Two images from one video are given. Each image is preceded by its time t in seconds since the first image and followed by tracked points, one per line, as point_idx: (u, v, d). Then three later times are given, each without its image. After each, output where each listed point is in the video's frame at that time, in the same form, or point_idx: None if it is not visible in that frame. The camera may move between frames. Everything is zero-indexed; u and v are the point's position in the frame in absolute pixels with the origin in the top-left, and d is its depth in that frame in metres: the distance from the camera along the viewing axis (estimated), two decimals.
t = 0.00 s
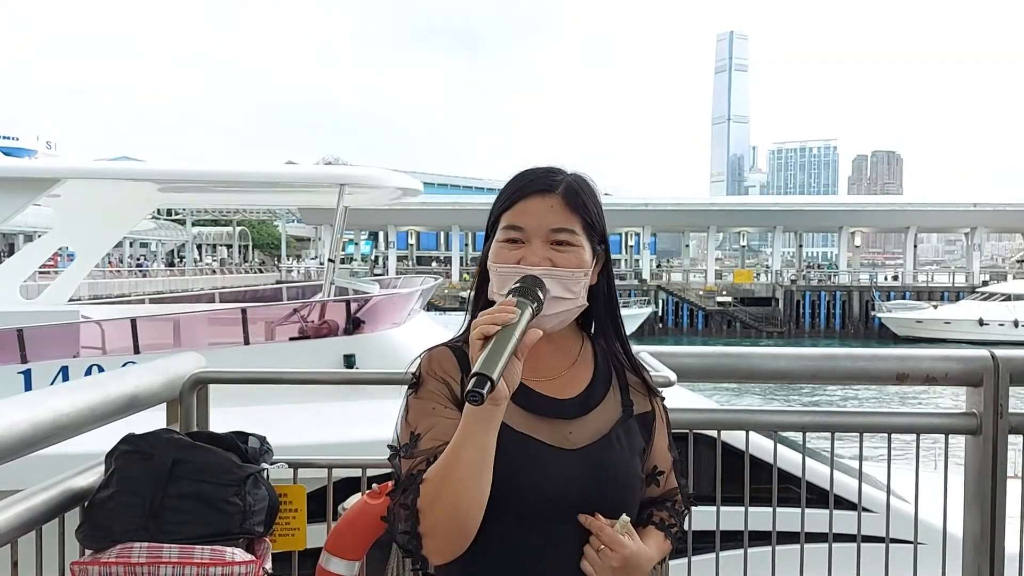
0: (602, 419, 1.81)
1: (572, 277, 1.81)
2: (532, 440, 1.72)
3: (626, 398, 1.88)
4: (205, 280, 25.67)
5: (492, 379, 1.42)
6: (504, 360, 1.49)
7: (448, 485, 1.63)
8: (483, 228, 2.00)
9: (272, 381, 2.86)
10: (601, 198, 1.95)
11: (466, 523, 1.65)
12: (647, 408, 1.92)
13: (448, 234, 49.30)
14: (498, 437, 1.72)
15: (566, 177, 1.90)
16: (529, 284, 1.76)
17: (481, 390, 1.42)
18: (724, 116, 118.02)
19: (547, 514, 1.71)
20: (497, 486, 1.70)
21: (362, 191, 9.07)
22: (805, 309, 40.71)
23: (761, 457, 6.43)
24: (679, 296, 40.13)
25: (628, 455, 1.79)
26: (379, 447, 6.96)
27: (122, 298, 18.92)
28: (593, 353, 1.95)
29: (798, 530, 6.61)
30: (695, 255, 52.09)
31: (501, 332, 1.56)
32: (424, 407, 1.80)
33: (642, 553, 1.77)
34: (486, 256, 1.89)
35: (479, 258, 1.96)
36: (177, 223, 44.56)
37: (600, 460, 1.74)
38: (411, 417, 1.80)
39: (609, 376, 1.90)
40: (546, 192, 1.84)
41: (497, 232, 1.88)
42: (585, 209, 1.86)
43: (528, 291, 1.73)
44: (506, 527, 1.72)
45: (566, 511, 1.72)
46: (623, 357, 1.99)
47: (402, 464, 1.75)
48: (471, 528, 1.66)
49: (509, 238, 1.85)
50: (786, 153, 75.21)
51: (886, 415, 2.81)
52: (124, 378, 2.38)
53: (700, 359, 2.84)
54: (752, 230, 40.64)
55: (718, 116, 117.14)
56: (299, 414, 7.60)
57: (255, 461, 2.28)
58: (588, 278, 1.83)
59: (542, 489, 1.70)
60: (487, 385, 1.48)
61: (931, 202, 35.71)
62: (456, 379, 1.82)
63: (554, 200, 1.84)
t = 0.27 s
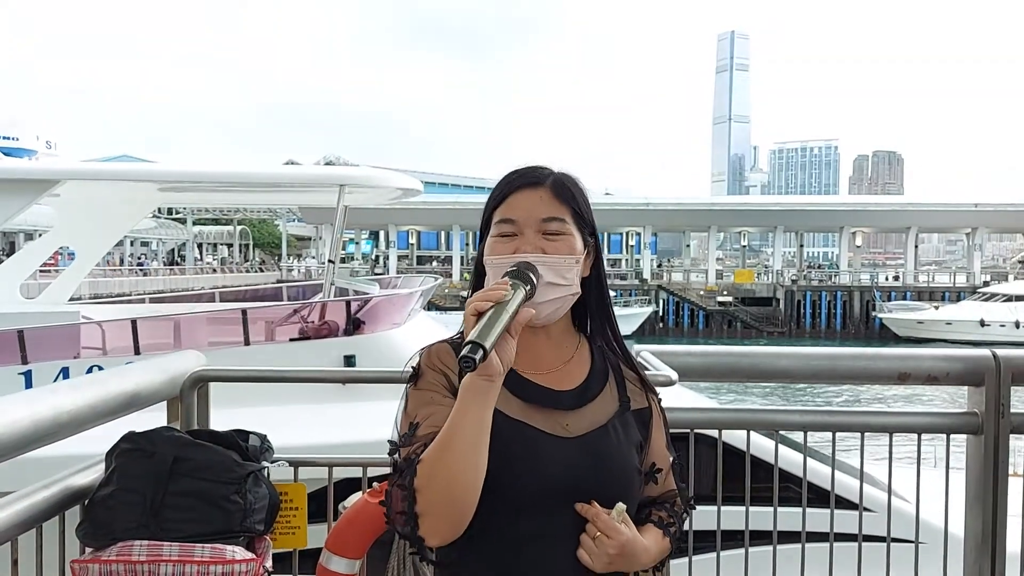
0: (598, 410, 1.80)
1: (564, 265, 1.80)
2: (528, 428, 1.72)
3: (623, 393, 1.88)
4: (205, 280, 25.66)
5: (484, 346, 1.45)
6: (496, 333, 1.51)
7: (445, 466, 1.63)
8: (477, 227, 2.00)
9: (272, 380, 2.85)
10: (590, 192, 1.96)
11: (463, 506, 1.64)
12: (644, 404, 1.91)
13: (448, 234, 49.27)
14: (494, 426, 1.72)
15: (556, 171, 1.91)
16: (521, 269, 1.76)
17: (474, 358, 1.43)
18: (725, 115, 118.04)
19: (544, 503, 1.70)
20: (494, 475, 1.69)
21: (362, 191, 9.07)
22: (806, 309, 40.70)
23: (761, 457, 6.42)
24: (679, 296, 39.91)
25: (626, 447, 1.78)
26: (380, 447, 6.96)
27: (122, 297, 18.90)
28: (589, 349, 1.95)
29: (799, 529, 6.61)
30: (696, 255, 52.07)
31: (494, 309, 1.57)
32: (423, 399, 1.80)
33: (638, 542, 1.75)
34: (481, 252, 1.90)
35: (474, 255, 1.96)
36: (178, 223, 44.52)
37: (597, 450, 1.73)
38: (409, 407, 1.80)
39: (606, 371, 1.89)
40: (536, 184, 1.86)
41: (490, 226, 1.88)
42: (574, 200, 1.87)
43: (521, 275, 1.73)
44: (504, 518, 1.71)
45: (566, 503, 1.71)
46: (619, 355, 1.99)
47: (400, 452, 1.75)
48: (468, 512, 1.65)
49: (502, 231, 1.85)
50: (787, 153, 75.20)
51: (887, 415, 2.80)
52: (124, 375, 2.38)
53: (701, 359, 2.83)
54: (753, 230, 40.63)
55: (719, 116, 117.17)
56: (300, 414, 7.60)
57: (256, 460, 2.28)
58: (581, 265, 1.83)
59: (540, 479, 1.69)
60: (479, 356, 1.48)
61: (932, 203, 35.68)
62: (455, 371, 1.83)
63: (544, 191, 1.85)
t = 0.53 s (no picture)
0: (598, 403, 1.79)
1: (561, 255, 1.79)
2: (528, 419, 1.71)
3: (623, 391, 1.86)
4: (207, 278, 25.69)
5: (476, 319, 1.46)
6: (490, 311, 1.51)
7: (442, 448, 1.62)
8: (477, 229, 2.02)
9: (274, 377, 2.85)
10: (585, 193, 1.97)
11: (460, 488, 1.63)
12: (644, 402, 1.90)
13: (450, 232, 49.29)
14: (494, 416, 1.71)
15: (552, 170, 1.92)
16: (517, 258, 1.76)
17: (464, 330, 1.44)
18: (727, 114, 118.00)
19: (544, 494, 1.69)
20: (494, 464, 1.68)
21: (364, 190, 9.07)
22: (807, 309, 40.68)
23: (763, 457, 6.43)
24: (680, 295, 39.92)
25: (625, 441, 1.77)
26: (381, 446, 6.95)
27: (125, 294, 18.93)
28: (589, 348, 1.94)
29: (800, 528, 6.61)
30: (697, 254, 52.04)
31: (487, 290, 1.57)
32: (425, 390, 1.80)
33: (638, 533, 1.74)
34: (479, 250, 1.90)
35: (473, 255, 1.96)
36: (180, 221, 44.55)
37: (597, 442, 1.72)
38: (411, 397, 1.80)
39: (606, 369, 1.88)
40: (531, 181, 1.86)
41: (489, 223, 1.89)
42: (569, 196, 1.88)
43: (517, 264, 1.73)
44: (503, 509, 1.70)
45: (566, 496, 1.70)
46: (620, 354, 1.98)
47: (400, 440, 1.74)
48: (466, 497, 1.64)
49: (499, 228, 1.86)
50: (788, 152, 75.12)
51: (889, 413, 2.80)
52: (126, 372, 2.38)
53: (702, 357, 2.83)
54: (754, 229, 40.61)
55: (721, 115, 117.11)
56: (301, 413, 7.61)
57: (258, 456, 2.28)
58: (577, 256, 1.82)
59: (540, 468, 1.68)
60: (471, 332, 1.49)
61: (933, 202, 35.63)
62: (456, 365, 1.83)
63: (540, 187, 1.86)
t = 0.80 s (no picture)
0: (599, 401, 1.79)
1: (560, 253, 1.79)
2: (529, 414, 1.71)
3: (625, 390, 1.86)
4: (209, 276, 25.68)
5: (470, 307, 1.47)
6: (485, 302, 1.53)
7: (443, 441, 1.64)
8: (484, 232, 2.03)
9: (277, 375, 2.85)
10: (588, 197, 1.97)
11: (461, 480, 1.64)
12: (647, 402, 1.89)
13: (452, 232, 49.27)
14: (495, 411, 1.72)
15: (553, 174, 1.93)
16: (516, 257, 1.77)
17: (459, 319, 1.46)
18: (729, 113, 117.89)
19: (545, 489, 1.69)
20: (495, 458, 1.69)
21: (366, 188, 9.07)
22: (810, 308, 40.63)
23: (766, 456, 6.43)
24: (682, 294, 39.92)
25: (627, 438, 1.77)
26: (384, 444, 6.96)
27: (128, 292, 18.95)
28: (593, 349, 1.94)
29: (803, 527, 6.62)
30: (699, 253, 52.00)
31: (484, 283, 1.58)
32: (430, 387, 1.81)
33: (639, 527, 1.73)
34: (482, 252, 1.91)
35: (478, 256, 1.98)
36: (181, 219, 44.54)
37: (598, 438, 1.72)
38: (417, 393, 1.82)
39: (609, 369, 1.88)
40: (533, 183, 1.87)
41: (492, 226, 1.91)
42: (570, 198, 1.89)
43: (516, 261, 1.74)
44: (505, 503, 1.70)
45: (567, 492, 1.70)
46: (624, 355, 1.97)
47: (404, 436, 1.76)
48: (466, 489, 1.65)
49: (502, 229, 1.87)
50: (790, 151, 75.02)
51: (894, 411, 2.79)
52: (130, 370, 2.38)
53: (706, 357, 2.83)
54: (756, 228, 40.56)
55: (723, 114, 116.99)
56: (303, 411, 7.62)
57: (261, 454, 2.28)
58: (577, 255, 1.82)
59: (540, 463, 1.68)
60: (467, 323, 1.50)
61: (936, 201, 35.57)
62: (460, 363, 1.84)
63: (541, 189, 1.87)
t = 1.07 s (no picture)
0: (605, 400, 1.79)
1: (566, 255, 1.79)
2: (534, 411, 1.72)
3: (631, 390, 1.86)
4: (213, 275, 25.71)
5: (472, 302, 1.48)
6: (489, 298, 1.53)
7: (447, 436, 1.65)
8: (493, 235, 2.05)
9: (284, 373, 2.86)
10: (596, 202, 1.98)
11: (465, 475, 1.65)
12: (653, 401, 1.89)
13: (454, 230, 49.27)
14: (501, 408, 1.73)
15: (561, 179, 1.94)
16: (522, 257, 1.77)
17: (461, 313, 1.47)
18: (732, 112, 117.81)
19: (549, 485, 1.70)
20: (500, 454, 1.70)
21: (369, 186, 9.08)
22: (812, 307, 40.62)
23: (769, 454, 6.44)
24: (684, 293, 39.94)
25: (632, 436, 1.77)
26: (387, 443, 6.97)
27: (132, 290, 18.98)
28: (600, 350, 1.94)
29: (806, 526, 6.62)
30: (702, 252, 51.99)
31: (488, 280, 1.59)
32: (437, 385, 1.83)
33: (644, 521, 1.73)
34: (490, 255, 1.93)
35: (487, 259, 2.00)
36: (185, 218, 44.57)
37: (602, 436, 1.73)
38: (424, 390, 1.83)
39: (616, 369, 1.88)
40: (540, 187, 1.89)
41: (501, 228, 1.92)
42: (576, 202, 1.89)
43: (521, 260, 1.75)
44: (510, 498, 1.71)
45: (571, 488, 1.71)
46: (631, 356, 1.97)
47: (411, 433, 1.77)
48: (470, 484, 1.66)
49: (509, 232, 1.89)
50: (793, 150, 74.97)
51: (897, 410, 2.80)
52: (135, 367, 2.39)
53: (709, 355, 2.84)
54: (759, 227, 40.55)
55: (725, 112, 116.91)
56: (307, 409, 7.63)
57: (266, 452, 2.29)
58: (583, 257, 1.82)
59: (544, 459, 1.69)
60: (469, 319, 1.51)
61: (939, 201, 35.53)
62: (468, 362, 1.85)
63: (548, 193, 1.88)
